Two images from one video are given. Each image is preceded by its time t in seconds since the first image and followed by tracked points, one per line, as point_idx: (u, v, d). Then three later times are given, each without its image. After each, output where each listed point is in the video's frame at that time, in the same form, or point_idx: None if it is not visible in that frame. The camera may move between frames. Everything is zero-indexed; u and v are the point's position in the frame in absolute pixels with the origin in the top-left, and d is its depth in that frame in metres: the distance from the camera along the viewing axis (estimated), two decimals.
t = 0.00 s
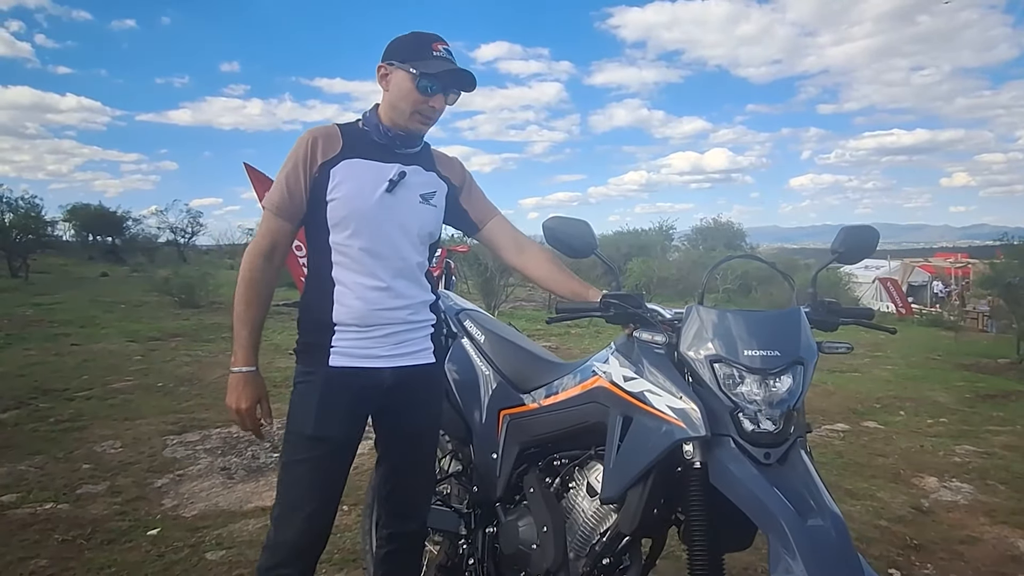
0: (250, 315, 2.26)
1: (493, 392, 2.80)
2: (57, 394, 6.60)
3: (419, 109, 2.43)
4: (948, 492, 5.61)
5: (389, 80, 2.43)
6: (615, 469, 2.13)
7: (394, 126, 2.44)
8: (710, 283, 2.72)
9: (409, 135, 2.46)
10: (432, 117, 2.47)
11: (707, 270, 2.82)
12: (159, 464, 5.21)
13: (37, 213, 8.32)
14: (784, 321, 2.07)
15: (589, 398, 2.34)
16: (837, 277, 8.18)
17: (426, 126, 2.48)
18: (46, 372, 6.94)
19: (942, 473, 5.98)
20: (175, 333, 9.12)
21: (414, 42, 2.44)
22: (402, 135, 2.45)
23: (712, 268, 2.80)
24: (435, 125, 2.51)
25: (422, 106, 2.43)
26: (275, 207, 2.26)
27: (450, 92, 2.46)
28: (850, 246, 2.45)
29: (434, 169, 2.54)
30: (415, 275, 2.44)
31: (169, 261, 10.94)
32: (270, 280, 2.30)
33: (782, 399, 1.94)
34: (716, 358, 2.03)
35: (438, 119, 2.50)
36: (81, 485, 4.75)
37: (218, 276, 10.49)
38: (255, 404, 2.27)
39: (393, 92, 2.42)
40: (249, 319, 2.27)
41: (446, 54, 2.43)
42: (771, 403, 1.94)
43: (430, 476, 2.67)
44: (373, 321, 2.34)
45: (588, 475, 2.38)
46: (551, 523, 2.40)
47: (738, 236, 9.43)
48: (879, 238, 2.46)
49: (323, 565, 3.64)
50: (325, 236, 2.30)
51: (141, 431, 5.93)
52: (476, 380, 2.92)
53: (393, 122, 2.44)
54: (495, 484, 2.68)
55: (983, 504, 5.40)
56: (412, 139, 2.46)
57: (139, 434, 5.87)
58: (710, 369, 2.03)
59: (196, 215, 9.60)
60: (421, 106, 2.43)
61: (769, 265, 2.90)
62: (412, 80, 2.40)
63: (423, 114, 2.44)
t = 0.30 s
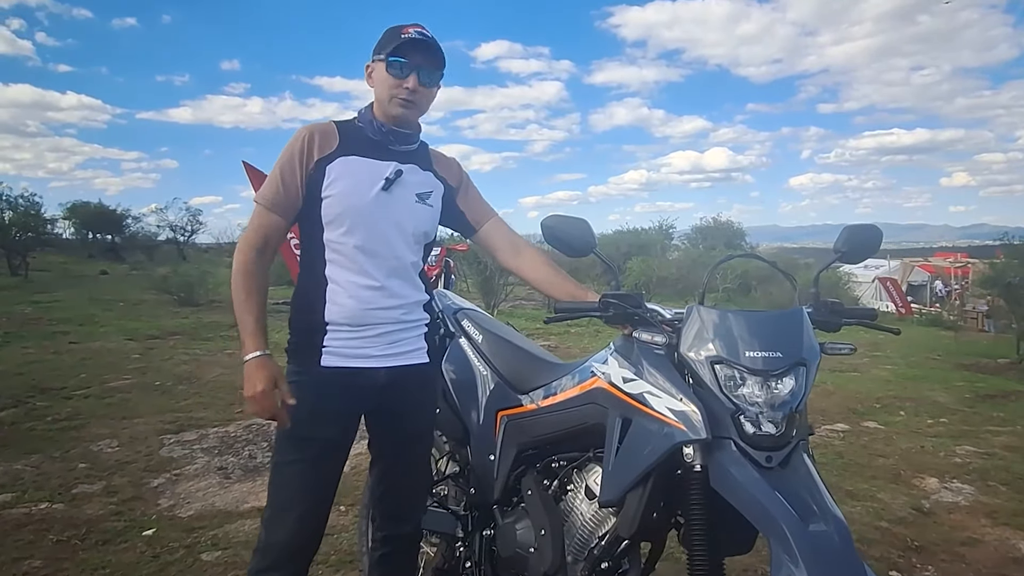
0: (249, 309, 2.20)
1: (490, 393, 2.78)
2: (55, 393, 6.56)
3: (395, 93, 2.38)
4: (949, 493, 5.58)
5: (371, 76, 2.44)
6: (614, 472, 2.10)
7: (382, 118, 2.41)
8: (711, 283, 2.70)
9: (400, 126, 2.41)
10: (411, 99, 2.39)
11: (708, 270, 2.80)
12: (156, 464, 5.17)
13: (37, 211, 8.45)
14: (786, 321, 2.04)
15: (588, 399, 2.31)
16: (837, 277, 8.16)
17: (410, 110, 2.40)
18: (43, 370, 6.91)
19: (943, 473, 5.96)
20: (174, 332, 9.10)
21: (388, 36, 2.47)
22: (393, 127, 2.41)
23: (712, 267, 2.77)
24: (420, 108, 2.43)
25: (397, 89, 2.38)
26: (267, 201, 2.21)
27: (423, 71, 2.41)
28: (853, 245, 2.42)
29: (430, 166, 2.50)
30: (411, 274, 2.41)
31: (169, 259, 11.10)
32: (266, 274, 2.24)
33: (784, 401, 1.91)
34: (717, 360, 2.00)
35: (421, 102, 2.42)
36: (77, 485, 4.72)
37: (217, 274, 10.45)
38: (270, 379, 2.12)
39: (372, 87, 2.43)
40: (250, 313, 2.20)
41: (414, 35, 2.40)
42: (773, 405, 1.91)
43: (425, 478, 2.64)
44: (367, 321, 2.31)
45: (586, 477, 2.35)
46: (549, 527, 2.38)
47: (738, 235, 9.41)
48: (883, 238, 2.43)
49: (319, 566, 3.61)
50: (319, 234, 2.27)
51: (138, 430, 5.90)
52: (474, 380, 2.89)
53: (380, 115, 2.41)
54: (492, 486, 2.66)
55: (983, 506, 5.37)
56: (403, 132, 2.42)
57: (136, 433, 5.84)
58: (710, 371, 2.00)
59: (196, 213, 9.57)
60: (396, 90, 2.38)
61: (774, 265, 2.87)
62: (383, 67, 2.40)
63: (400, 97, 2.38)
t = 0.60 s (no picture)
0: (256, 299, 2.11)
1: (488, 402, 2.70)
2: (49, 394, 6.48)
3: (369, 84, 2.31)
4: (954, 499, 5.49)
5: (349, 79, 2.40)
6: (616, 488, 2.03)
7: (364, 115, 2.33)
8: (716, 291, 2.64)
9: (384, 121, 2.34)
10: (386, 87, 2.31)
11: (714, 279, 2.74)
12: (150, 468, 5.10)
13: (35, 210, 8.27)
14: (795, 331, 1.96)
15: (589, 409, 2.23)
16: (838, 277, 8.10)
17: (387, 100, 2.31)
18: (37, 372, 6.83)
19: (947, 478, 5.88)
20: (171, 332, 9.03)
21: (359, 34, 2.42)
22: (377, 122, 2.33)
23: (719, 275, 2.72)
24: (398, 96, 2.33)
25: (370, 80, 2.31)
26: (258, 207, 2.16)
27: (396, 58, 2.33)
28: (863, 251, 2.34)
29: (425, 165, 2.42)
30: (408, 278, 2.33)
31: (168, 259, 10.99)
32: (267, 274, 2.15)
33: (794, 415, 1.83)
34: (723, 371, 1.93)
35: (398, 91, 2.33)
36: (69, 490, 4.64)
37: (215, 274, 10.39)
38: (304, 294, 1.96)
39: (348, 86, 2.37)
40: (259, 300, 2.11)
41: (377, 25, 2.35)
42: (783, 419, 1.83)
43: (421, 491, 2.56)
44: (362, 329, 2.23)
45: (587, 490, 2.27)
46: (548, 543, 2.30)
47: (738, 235, 9.35)
48: (895, 244, 2.35)
49: None
50: (312, 239, 2.19)
51: (133, 433, 5.82)
52: (471, 388, 2.82)
53: (361, 112, 2.34)
54: (490, 498, 2.58)
55: (989, 512, 5.29)
56: (390, 129, 2.34)
57: (131, 436, 5.75)
58: (716, 382, 1.93)
59: (195, 212, 9.49)
60: (370, 80, 2.31)
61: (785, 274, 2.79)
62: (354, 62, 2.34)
63: (374, 87, 2.30)
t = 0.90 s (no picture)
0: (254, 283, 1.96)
1: (483, 416, 2.58)
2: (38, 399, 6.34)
3: (362, 84, 2.18)
4: (961, 508, 5.37)
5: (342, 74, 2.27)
6: (618, 512, 1.90)
7: (352, 115, 2.21)
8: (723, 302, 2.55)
9: (375, 125, 2.21)
10: (380, 91, 2.18)
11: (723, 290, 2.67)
12: (138, 477, 4.97)
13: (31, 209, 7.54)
14: (808, 346, 1.84)
15: (589, 426, 2.11)
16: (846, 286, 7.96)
17: (378, 103, 2.19)
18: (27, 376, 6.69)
19: (954, 486, 5.75)
20: (165, 334, 8.90)
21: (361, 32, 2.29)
22: (365, 124, 2.21)
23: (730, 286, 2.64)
24: (389, 101, 2.21)
25: (364, 81, 2.18)
26: (238, 210, 2.01)
27: (394, 63, 2.20)
28: (878, 260, 2.24)
29: (417, 165, 2.29)
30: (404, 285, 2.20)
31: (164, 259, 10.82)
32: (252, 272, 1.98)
33: (808, 436, 1.71)
34: (732, 390, 1.80)
35: (390, 96, 2.20)
36: (55, 500, 4.51)
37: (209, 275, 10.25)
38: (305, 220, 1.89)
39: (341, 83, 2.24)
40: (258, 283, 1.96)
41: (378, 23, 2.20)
42: (796, 441, 1.71)
43: (414, 510, 2.43)
44: (354, 342, 2.10)
45: (587, 512, 2.14)
46: (546, 568, 2.17)
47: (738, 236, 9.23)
48: (912, 253, 2.24)
49: None
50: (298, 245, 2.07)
51: (122, 440, 5.69)
52: (465, 400, 2.70)
53: (351, 112, 2.21)
54: (486, 518, 2.46)
55: (998, 521, 5.16)
56: (380, 129, 2.22)
57: (120, 443, 5.62)
58: (724, 402, 1.80)
59: (191, 212, 9.35)
60: (364, 81, 2.18)
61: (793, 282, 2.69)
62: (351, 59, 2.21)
63: (368, 88, 2.18)
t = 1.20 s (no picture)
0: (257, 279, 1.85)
1: (478, 426, 2.47)
2: (29, 403, 6.25)
3: (353, 78, 2.07)
4: (969, 515, 5.26)
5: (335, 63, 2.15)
6: (617, 531, 1.80)
7: (341, 111, 2.10)
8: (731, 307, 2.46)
9: (365, 123, 2.11)
10: (372, 87, 2.07)
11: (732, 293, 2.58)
12: (128, 484, 4.86)
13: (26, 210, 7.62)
14: (822, 357, 1.74)
15: (589, 439, 2.01)
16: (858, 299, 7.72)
17: (368, 100, 2.08)
18: (18, 379, 6.60)
19: (960, 493, 5.64)
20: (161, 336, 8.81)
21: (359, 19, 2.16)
22: (354, 121, 2.10)
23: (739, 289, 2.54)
24: (381, 98, 2.10)
25: (356, 75, 2.07)
26: (225, 211, 1.90)
27: (390, 58, 2.09)
28: (893, 264, 2.13)
29: (406, 165, 2.20)
30: (389, 290, 2.11)
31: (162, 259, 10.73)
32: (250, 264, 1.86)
33: (823, 454, 1.61)
34: (742, 404, 1.69)
35: (383, 93, 2.10)
36: (41, 508, 4.41)
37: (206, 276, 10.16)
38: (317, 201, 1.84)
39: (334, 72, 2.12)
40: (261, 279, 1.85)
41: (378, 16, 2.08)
42: (810, 459, 1.60)
43: (404, 525, 2.34)
44: (336, 350, 2.00)
45: (587, 530, 2.04)
46: None
47: (739, 237, 9.14)
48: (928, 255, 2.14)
49: None
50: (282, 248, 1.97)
51: (114, 444, 5.60)
52: (460, 409, 2.60)
53: (340, 107, 2.11)
54: (479, 533, 2.36)
55: (1007, 529, 5.05)
56: (369, 126, 2.11)
57: (111, 448, 5.52)
58: (733, 417, 1.70)
59: (190, 213, 9.29)
60: (356, 75, 2.07)
61: (799, 286, 2.59)
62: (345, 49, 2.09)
63: (359, 83, 2.07)
